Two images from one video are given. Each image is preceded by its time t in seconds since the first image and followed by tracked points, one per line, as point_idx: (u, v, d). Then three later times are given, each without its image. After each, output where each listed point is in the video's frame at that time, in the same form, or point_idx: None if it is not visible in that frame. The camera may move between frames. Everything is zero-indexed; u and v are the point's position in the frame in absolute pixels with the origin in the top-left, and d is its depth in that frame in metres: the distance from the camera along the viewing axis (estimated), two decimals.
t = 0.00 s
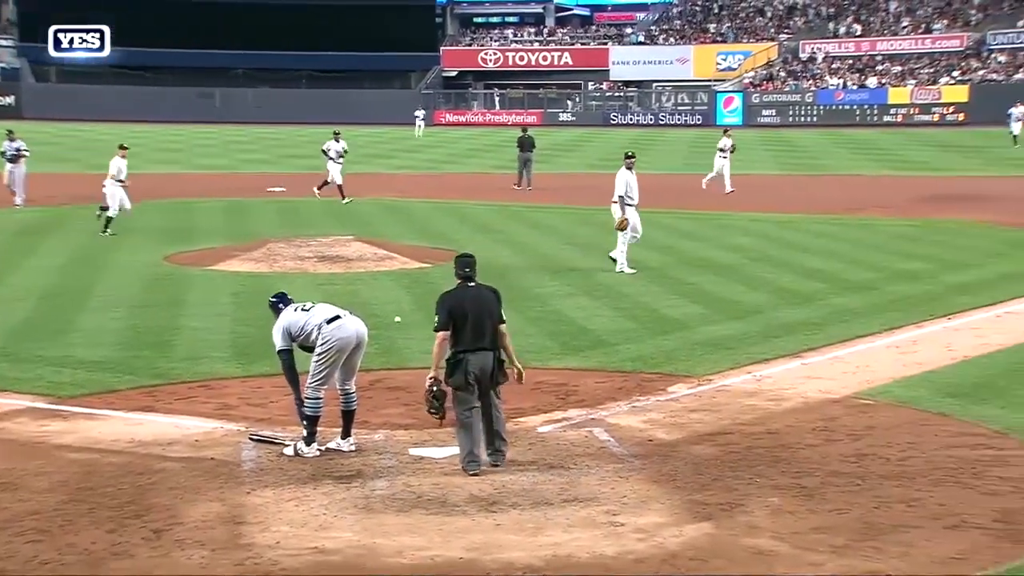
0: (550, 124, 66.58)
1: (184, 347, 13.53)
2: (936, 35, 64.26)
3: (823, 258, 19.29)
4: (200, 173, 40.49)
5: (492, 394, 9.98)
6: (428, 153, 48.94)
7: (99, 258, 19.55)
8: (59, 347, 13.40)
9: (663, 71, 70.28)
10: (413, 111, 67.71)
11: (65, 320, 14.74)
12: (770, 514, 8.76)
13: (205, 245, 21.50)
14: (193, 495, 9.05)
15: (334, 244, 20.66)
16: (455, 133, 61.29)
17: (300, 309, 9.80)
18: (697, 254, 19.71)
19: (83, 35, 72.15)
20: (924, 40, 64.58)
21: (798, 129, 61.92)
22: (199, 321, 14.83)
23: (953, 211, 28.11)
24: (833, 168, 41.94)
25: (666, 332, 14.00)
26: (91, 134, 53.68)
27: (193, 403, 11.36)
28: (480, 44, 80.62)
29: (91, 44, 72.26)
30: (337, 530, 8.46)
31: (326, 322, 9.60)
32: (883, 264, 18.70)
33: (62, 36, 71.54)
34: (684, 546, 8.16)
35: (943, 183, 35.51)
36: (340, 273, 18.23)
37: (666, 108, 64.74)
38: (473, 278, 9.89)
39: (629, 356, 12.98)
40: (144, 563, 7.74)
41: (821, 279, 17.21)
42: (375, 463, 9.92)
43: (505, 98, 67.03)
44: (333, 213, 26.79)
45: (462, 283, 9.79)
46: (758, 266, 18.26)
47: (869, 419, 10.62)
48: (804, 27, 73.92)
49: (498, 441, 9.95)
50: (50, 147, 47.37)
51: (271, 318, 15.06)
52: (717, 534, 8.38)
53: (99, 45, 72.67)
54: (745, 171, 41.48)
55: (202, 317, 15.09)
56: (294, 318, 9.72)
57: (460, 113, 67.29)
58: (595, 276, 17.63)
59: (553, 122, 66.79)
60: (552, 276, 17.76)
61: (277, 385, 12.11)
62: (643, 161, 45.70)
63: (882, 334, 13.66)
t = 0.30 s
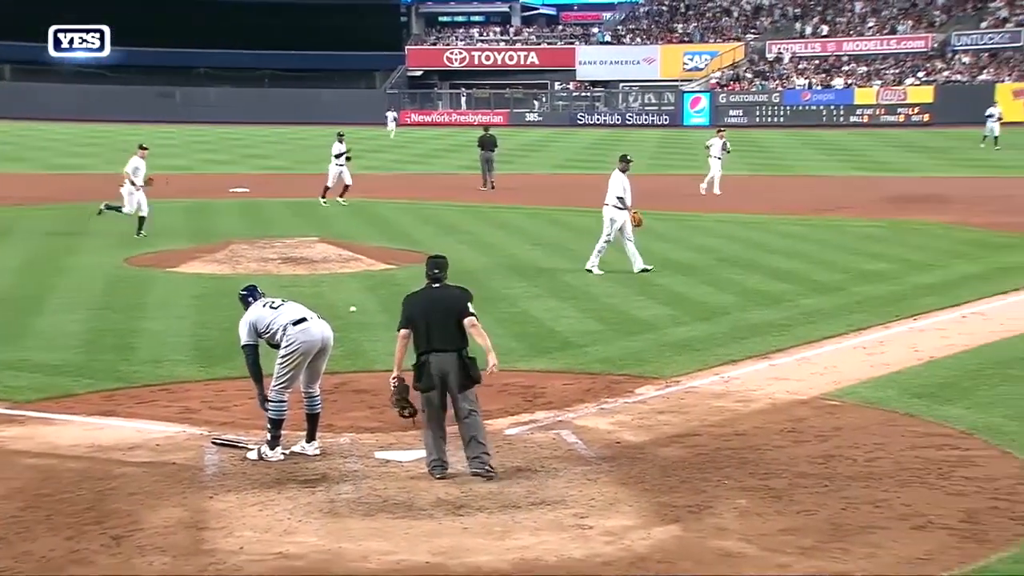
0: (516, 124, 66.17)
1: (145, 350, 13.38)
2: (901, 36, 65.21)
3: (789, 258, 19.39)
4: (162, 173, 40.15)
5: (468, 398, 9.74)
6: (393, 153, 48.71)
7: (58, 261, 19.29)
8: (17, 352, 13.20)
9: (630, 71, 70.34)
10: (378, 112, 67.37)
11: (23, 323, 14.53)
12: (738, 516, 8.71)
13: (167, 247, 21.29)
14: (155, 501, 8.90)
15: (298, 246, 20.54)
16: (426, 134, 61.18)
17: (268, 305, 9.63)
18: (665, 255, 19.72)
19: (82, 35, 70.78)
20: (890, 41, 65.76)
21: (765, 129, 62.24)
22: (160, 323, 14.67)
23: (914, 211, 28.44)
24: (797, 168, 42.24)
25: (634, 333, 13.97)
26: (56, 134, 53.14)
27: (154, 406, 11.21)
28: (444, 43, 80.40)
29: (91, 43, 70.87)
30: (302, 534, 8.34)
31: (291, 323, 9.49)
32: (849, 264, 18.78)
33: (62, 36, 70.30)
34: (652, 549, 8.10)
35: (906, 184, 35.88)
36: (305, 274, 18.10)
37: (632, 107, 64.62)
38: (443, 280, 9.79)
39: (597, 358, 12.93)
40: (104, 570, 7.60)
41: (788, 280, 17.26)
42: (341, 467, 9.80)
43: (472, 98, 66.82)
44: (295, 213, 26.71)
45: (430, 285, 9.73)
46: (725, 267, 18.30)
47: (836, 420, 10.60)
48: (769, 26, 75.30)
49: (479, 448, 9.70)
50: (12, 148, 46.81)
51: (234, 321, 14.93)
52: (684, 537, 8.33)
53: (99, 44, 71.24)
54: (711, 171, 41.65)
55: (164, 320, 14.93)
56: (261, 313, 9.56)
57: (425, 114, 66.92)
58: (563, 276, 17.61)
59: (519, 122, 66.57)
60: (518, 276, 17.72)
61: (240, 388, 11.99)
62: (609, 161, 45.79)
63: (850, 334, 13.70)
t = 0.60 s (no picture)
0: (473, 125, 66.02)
1: (98, 353, 13.29)
2: (854, 40, 66.88)
3: (747, 259, 19.55)
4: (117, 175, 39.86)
5: (426, 407, 9.44)
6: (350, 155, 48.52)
7: (8, 263, 19.07)
8: None
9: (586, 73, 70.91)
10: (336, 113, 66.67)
11: None
12: (695, 516, 8.74)
13: (121, 249, 21.10)
14: (109, 506, 8.80)
15: (253, 247, 20.48)
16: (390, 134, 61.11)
17: (227, 305, 9.49)
18: (624, 257, 19.80)
19: (83, 35, 70.71)
20: (844, 44, 66.95)
21: (721, 131, 61.95)
22: (114, 327, 14.58)
23: (866, 212, 28.79)
24: (753, 170, 42.59)
25: (592, 334, 14.03)
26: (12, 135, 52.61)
27: (108, 410, 11.12)
28: (401, 44, 80.05)
29: (91, 43, 70.76)
30: (259, 538, 8.28)
31: (249, 325, 9.39)
32: (807, 265, 18.95)
33: (62, 36, 70.17)
34: (611, 550, 8.10)
35: (860, 185, 36.24)
36: (262, 277, 18.06)
37: (590, 109, 65.30)
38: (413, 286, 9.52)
39: (555, 359, 12.96)
40: None
41: (745, 279, 17.41)
42: (298, 470, 9.74)
43: (429, 100, 66.85)
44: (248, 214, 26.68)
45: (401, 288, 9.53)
46: (684, 268, 18.41)
47: (792, 420, 10.67)
48: (726, 28, 75.19)
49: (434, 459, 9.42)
50: None
51: (189, 325, 14.87)
52: (642, 537, 8.35)
53: (99, 44, 71.10)
54: (670, 172, 41.86)
55: (118, 323, 14.84)
56: (219, 313, 9.42)
57: (382, 115, 67.05)
58: (521, 278, 17.67)
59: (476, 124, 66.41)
60: (475, 278, 17.75)
61: (195, 391, 11.95)
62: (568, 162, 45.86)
63: (806, 334, 13.82)
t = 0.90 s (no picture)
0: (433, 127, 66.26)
1: (54, 357, 13.19)
2: (813, 43, 67.73)
3: (707, 260, 19.68)
4: (76, 176, 39.51)
5: (390, 420, 9.31)
6: (310, 157, 48.31)
7: None
8: None
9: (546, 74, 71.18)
10: (290, 112, 66.96)
11: None
12: (657, 516, 8.76)
13: (78, 250, 20.94)
14: (64, 511, 8.70)
15: (213, 250, 20.39)
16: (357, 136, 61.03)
17: (188, 300, 9.42)
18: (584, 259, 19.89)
19: (83, 35, 71.01)
20: (801, 46, 68.28)
21: (681, 133, 62.38)
22: (71, 330, 14.47)
23: (821, 213, 29.07)
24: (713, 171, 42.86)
25: (553, 335, 14.06)
26: None
27: (63, 414, 11.03)
28: (362, 46, 80.00)
29: (91, 43, 71.08)
30: (218, 542, 8.21)
31: (207, 327, 9.32)
32: (767, 265, 19.10)
33: (62, 36, 70.13)
34: (572, 550, 8.11)
35: (817, 186, 36.65)
36: (222, 279, 18.01)
37: (550, 110, 65.53)
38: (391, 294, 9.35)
39: (515, 360, 12.99)
40: None
41: (705, 280, 17.53)
42: (258, 473, 9.68)
43: (388, 101, 66.44)
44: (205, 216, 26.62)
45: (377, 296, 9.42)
46: (646, 269, 18.51)
47: (752, 420, 10.73)
48: (684, 31, 76.00)
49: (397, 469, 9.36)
50: None
51: (148, 327, 14.79)
52: (603, 538, 8.35)
53: (99, 44, 71.49)
54: (629, 173, 42.11)
55: (75, 326, 14.73)
56: (177, 308, 9.36)
57: (341, 116, 66.65)
58: (481, 279, 17.70)
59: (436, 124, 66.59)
60: (436, 279, 17.77)
61: (154, 394, 11.90)
62: (529, 163, 46.00)
63: (765, 334, 13.92)
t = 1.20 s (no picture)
0: (400, 133, 67.29)
1: (25, 359, 13.30)
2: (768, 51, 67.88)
3: (671, 262, 20.01)
4: (44, 180, 39.47)
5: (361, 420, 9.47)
6: (278, 162, 48.36)
7: None
8: None
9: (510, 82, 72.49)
10: (260, 117, 67.56)
11: None
12: (620, 513, 8.99)
13: (48, 254, 20.98)
14: (36, 511, 8.84)
15: (184, 253, 20.51)
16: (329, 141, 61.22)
17: (163, 292, 9.62)
18: (549, 261, 20.18)
19: (83, 35, 71.18)
20: (758, 55, 68.06)
21: (644, 137, 64.25)
22: (42, 333, 14.57)
23: (779, 216, 29.56)
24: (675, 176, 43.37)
25: (518, 337, 14.30)
26: None
27: (35, 415, 11.15)
28: (328, 53, 80.38)
29: (91, 43, 71.32)
30: (189, 541, 8.36)
31: (174, 328, 9.48)
32: (729, 268, 19.46)
33: (62, 36, 70.51)
34: (537, 547, 8.31)
35: (777, 190, 37.24)
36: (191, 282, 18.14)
37: (514, 117, 66.69)
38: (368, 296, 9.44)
39: (481, 361, 13.22)
40: None
41: (668, 283, 17.85)
42: (227, 473, 9.85)
43: (355, 107, 66.97)
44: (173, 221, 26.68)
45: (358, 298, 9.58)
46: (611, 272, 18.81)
47: (712, 418, 11.01)
48: (644, 39, 77.15)
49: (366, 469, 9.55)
50: None
51: (120, 330, 14.92)
52: (568, 534, 8.57)
53: (99, 44, 71.66)
54: (594, 177, 42.59)
55: (46, 329, 14.83)
56: (151, 295, 9.59)
57: (310, 122, 66.91)
58: (447, 281, 17.92)
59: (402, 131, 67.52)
60: (402, 282, 17.98)
61: (125, 395, 12.05)
62: (495, 168, 46.38)
63: (725, 335, 14.23)
